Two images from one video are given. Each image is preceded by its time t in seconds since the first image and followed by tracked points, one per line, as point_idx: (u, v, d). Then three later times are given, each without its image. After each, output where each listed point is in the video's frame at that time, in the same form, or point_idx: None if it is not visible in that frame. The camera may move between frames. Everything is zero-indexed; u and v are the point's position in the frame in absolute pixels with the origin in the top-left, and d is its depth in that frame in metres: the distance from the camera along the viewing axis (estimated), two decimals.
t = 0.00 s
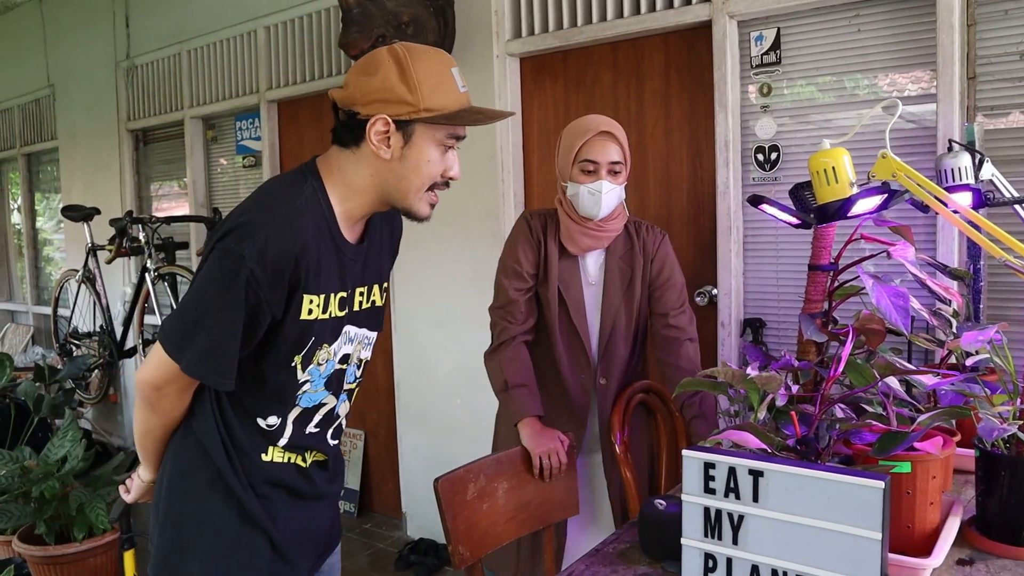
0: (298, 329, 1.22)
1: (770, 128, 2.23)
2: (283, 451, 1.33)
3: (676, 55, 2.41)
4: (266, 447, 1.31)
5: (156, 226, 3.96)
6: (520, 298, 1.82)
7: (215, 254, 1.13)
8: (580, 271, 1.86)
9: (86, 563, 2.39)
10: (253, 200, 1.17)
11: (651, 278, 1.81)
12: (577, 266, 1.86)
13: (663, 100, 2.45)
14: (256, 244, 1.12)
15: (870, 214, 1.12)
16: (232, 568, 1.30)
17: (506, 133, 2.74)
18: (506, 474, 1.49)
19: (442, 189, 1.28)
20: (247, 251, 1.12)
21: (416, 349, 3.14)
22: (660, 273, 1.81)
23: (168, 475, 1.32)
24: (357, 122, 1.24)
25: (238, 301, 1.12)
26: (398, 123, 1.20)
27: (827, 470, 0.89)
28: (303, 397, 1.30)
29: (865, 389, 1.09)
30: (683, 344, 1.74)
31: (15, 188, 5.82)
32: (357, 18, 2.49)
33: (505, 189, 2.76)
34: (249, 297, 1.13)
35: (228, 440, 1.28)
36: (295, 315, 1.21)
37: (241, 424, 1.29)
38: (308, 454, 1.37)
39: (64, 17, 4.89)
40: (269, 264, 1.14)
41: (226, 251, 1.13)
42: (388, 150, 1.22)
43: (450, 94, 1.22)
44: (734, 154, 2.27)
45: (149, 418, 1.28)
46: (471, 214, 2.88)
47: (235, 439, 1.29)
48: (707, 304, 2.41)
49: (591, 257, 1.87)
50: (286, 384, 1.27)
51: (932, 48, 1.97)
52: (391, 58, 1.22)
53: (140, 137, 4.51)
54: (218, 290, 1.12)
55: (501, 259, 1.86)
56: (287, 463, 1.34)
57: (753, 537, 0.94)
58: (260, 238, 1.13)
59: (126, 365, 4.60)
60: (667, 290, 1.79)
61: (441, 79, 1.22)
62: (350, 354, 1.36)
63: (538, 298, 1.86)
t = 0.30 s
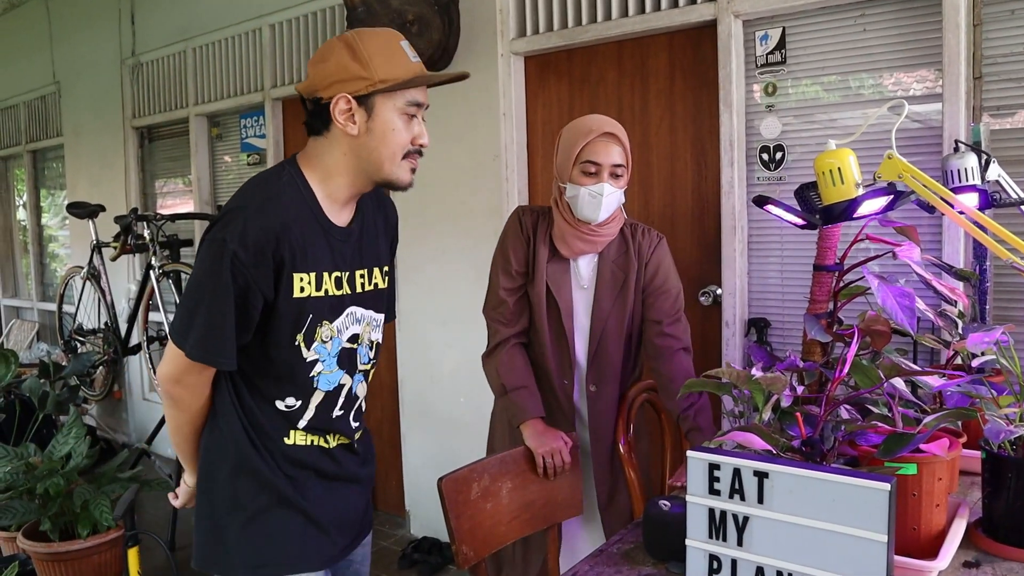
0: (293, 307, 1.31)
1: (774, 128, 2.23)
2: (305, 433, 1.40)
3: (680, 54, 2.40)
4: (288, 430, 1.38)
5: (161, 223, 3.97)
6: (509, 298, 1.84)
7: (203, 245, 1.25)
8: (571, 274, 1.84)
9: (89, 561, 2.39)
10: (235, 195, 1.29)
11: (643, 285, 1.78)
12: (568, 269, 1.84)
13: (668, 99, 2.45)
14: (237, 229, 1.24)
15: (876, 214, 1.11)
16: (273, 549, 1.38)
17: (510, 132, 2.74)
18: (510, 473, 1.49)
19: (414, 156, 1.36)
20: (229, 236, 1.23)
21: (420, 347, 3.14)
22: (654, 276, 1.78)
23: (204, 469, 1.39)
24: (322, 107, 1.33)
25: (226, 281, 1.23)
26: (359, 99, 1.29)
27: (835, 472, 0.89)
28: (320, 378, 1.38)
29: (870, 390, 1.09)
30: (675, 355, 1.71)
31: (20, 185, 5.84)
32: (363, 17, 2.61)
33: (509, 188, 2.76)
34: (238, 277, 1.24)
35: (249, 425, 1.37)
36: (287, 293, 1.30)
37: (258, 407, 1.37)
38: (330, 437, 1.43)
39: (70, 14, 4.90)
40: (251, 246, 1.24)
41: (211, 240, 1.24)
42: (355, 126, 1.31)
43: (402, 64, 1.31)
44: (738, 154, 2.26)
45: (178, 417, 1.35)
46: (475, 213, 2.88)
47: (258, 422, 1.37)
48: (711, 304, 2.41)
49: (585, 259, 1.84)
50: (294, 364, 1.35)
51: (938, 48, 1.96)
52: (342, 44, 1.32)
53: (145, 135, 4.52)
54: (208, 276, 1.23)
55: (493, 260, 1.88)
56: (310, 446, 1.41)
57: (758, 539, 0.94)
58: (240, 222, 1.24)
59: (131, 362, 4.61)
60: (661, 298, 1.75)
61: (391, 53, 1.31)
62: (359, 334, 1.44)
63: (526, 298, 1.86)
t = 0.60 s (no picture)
0: (293, 299, 1.32)
1: (774, 129, 2.23)
2: (319, 428, 1.39)
3: (680, 55, 2.40)
4: (304, 427, 1.38)
5: (160, 224, 3.97)
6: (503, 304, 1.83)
7: (197, 247, 1.25)
8: (572, 283, 1.81)
9: (88, 561, 2.39)
10: (224, 197, 1.30)
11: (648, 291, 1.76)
12: (568, 278, 1.81)
13: (668, 100, 2.44)
14: (228, 226, 1.24)
15: (875, 216, 1.11)
16: (292, 549, 1.37)
17: (509, 133, 2.74)
18: (508, 474, 1.49)
19: (384, 137, 1.38)
20: (220, 234, 1.24)
21: (419, 348, 3.14)
22: (659, 283, 1.75)
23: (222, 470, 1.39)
24: (288, 104, 1.35)
25: (223, 278, 1.23)
26: (321, 89, 1.32)
27: (836, 473, 0.89)
28: (327, 367, 1.38)
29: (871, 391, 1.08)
30: (677, 359, 1.69)
31: (20, 186, 5.84)
32: (362, 17, 2.49)
33: (508, 189, 2.76)
34: (235, 274, 1.24)
35: (263, 425, 1.36)
36: (285, 285, 1.31)
37: (270, 404, 1.37)
38: (345, 430, 1.43)
39: (70, 15, 4.90)
40: (244, 241, 1.25)
41: (204, 241, 1.24)
42: (322, 116, 1.33)
43: (355, 48, 1.33)
44: (738, 155, 2.26)
45: (190, 422, 1.34)
46: (474, 214, 2.88)
47: (272, 420, 1.37)
48: (711, 305, 2.41)
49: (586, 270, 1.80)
50: (300, 355, 1.34)
51: (937, 49, 1.97)
52: (295, 43, 1.35)
53: (145, 136, 4.52)
54: (204, 276, 1.23)
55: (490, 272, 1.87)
56: (325, 441, 1.41)
57: (756, 540, 0.94)
58: (230, 219, 1.25)
59: (130, 363, 4.61)
60: (668, 303, 1.74)
61: (343, 40, 1.34)
62: (356, 322, 1.44)
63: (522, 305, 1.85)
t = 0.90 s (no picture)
0: (290, 290, 1.32)
1: (771, 128, 2.23)
2: (323, 421, 1.39)
3: (677, 54, 2.40)
4: (309, 419, 1.38)
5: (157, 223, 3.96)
6: (501, 305, 1.83)
7: (192, 243, 1.25)
8: (576, 284, 1.79)
9: (85, 561, 2.38)
10: (216, 194, 1.29)
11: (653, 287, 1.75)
12: (572, 280, 1.80)
13: (665, 99, 2.44)
14: (221, 220, 1.24)
15: (873, 214, 1.12)
16: (301, 544, 1.37)
17: (506, 132, 2.74)
18: (505, 473, 1.49)
19: (367, 131, 1.38)
20: (214, 228, 1.24)
21: (416, 347, 3.13)
22: (666, 278, 1.75)
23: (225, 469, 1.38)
24: (270, 103, 1.35)
25: (218, 271, 1.22)
26: (301, 86, 1.32)
27: (831, 471, 0.89)
28: (327, 357, 1.38)
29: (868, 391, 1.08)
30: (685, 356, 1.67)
31: (16, 185, 5.82)
32: (359, 15, 2.44)
33: (505, 188, 2.75)
34: (230, 267, 1.24)
35: (266, 418, 1.36)
36: (281, 276, 1.30)
37: (271, 396, 1.36)
38: (349, 423, 1.43)
39: (66, 13, 4.88)
40: (238, 234, 1.25)
41: (198, 237, 1.24)
42: (303, 113, 1.33)
43: (334, 45, 1.34)
44: (734, 154, 2.26)
45: (191, 421, 1.33)
46: (471, 213, 2.88)
47: (276, 413, 1.36)
48: (707, 304, 2.41)
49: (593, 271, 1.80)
50: (301, 346, 1.34)
51: (934, 48, 1.97)
52: (274, 42, 1.36)
53: (141, 134, 4.50)
54: (200, 271, 1.23)
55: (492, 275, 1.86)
56: (328, 434, 1.40)
57: (753, 538, 0.94)
58: (223, 214, 1.25)
59: (127, 362, 4.60)
60: (673, 297, 1.73)
61: (321, 37, 1.34)
62: (351, 313, 1.44)
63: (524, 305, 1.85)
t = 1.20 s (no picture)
0: (290, 288, 1.32)
1: (769, 129, 2.23)
2: (325, 421, 1.39)
3: (676, 54, 2.40)
4: (310, 420, 1.38)
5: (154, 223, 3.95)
6: (504, 305, 1.83)
7: (191, 242, 1.25)
8: (580, 285, 1.80)
9: (82, 561, 2.37)
10: (214, 194, 1.29)
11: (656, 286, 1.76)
12: (578, 280, 1.80)
13: (663, 100, 2.44)
14: (219, 219, 1.24)
15: (870, 215, 1.12)
16: (299, 545, 1.37)
17: (504, 132, 2.74)
18: (503, 474, 1.49)
19: (362, 131, 1.38)
20: (213, 228, 1.24)
21: (413, 347, 3.13)
22: (671, 277, 1.75)
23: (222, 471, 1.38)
24: (267, 101, 1.35)
25: (218, 270, 1.22)
26: (299, 84, 1.32)
27: (830, 472, 0.89)
28: (328, 355, 1.38)
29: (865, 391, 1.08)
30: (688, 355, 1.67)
31: (13, 184, 5.81)
32: (357, 16, 2.45)
33: (503, 188, 2.75)
34: (228, 266, 1.23)
35: (266, 417, 1.36)
36: (281, 274, 1.30)
37: (273, 397, 1.36)
38: (351, 423, 1.43)
39: (63, 12, 4.87)
40: (237, 233, 1.25)
41: (197, 236, 1.24)
42: (300, 111, 1.33)
43: (332, 44, 1.34)
44: (732, 155, 2.26)
45: (190, 422, 1.32)
46: (469, 213, 2.88)
47: (278, 412, 1.36)
48: (705, 305, 2.41)
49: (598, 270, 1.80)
50: (303, 345, 1.34)
51: (931, 49, 1.97)
52: (272, 41, 1.35)
53: (138, 134, 4.49)
54: (199, 270, 1.23)
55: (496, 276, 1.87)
56: (330, 434, 1.41)
57: (751, 540, 0.94)
58: (222, 214, 1.25)
59: (123, 362, 4.59)
60: (677, 296, 1.73)
61: (320, 37, 1.34)
62: (348, 312, 1.44)
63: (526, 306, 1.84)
